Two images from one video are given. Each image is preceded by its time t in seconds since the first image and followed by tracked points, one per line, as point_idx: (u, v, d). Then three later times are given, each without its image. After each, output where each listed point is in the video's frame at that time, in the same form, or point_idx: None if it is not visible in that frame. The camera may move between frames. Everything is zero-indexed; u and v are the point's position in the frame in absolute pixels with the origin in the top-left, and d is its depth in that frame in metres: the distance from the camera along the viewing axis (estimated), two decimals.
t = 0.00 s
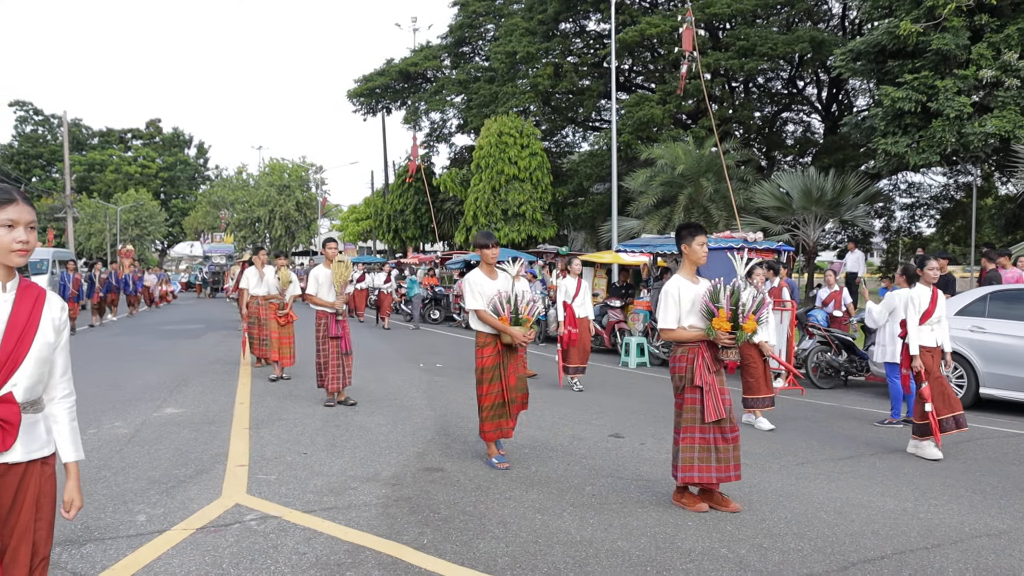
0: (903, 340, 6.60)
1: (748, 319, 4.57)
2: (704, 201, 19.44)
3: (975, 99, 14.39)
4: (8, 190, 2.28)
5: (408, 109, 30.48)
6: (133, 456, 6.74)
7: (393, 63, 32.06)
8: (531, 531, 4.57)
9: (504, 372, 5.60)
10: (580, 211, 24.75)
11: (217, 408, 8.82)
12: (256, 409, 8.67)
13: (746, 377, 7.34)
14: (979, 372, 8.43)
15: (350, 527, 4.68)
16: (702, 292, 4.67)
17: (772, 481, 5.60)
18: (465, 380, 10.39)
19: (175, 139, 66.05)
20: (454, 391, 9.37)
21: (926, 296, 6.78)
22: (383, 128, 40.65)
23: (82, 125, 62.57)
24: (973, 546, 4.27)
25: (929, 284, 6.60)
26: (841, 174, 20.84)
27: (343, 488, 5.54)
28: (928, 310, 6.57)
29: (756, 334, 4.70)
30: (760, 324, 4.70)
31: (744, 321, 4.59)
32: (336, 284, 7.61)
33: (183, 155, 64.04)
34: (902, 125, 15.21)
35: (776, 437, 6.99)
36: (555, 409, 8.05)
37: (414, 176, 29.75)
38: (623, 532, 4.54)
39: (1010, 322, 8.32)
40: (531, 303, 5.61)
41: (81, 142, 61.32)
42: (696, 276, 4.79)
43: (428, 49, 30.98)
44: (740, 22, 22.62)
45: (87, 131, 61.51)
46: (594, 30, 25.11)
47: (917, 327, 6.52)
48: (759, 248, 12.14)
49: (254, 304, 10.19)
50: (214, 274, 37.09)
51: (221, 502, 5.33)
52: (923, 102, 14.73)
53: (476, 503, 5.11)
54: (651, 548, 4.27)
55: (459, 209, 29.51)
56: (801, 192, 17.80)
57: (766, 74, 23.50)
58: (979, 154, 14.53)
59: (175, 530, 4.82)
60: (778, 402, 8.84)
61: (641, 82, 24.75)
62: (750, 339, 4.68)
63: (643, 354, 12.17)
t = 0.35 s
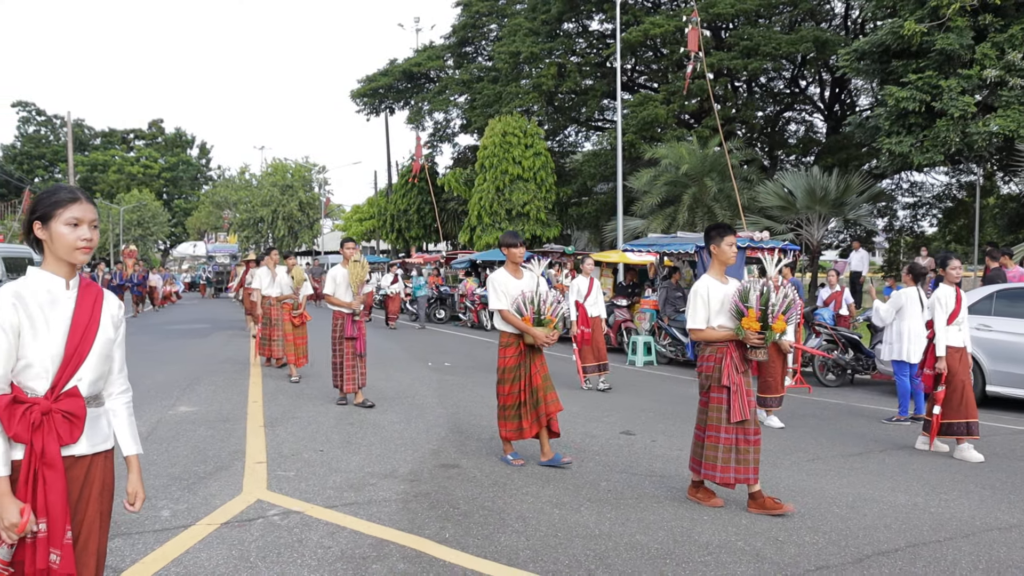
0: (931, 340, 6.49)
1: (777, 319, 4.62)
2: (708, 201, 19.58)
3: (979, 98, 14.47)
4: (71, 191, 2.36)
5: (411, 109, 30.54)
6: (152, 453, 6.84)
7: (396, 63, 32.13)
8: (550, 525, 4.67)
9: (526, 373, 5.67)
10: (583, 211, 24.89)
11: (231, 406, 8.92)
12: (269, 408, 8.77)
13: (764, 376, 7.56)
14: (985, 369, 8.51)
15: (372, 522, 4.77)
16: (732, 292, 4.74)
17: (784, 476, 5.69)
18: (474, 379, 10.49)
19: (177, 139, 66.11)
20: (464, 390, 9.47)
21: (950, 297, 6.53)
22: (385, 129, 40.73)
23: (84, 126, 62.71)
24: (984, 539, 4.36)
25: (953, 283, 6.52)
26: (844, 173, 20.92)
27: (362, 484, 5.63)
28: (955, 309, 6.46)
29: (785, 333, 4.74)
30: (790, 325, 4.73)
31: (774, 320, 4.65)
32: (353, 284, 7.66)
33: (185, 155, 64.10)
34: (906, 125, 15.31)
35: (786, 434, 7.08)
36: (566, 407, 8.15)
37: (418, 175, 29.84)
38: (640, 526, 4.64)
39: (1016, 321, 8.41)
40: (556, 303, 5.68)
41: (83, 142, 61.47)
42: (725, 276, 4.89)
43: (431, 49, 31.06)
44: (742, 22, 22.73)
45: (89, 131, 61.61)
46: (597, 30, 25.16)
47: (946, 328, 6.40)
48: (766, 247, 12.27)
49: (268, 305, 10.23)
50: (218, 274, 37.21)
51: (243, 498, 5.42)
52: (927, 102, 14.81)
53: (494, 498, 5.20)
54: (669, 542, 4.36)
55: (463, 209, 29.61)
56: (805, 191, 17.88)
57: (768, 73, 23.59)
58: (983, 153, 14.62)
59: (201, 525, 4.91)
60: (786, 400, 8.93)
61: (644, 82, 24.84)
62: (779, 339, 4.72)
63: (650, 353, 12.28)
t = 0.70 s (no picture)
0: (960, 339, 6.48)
1: (814, 314, 4.69)
2: (715, 201, 19.76)
3: (986, 98, 14.54)
4: (134, 191, 2.49)
5: (417, 109, 30.63)
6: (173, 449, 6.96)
7: (402, 63, 32.23)
8: (569, 519, 4.77)
9: (560, 372, 5.72)
10: (590, 211, 25.02)
11: (247, 404, 9.04)
12: (284, 405, 8.88)
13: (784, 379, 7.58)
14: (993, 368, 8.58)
15: (394, 516, 4.87)
16: (767, 289, 4.85)
17: (797, 472, 5.78)
18: (486, 377, 10.61)
19: (183, 139, 66.28)
20: (477, 388, 9.58)
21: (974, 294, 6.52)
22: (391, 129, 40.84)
23: (90, 126, 62.99)
24: (996, 533, 4.45)
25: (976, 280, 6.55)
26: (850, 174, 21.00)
27: (382, 479, 5.74)
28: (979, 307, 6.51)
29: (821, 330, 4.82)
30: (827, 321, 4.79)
31: (810, 316, 4.72)
32: (374, 282, 7.80)
33: (191, 155, 64.25)
34: (913, 125, 15.39)
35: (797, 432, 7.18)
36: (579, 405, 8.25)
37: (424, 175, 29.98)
38: (658, 520, 4.73)
39: None
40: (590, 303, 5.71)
41: (89, 142, 61.67)
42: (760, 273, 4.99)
43: (437, 49, 31.15)
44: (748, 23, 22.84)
45: (95, 131, 61.83)
46: (602, 30, 25.24)
47: (974, 325, 6.42)
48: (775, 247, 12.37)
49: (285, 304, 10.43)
50: (225, 273, 37.36)
51: (266, 493, 5.52)
52: (935, 102, 14.89)
53: (513, 493, 5.31)
54: (687, 535, 4.45)
55: (469, 209, 29.72)
56: (812, 191, 17.96)
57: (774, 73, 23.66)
58: (990, 153, 14.69)
59: (227, 518, 5.02)
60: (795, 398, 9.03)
61: (650, 82, 24.92)
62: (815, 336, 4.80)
63: (660, 352, 12.40)
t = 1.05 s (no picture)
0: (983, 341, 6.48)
1: (849, 316, 4.74)
2: (723, 200, 19.82)
3: (995, 98, 14.57)
4: (189, 198, 2.61)
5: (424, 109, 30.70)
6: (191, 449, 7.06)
7: (409, 63, 32.31)
8: (589, 517, 4.84)
9: (590, 373, 5.79)
10: (597, 211, 25.09)
11: (262, 404, 9.13)
12: (300, 405, 8.97)
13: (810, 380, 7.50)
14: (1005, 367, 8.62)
15: (417, 514, 4.95)
16: (801, 291, 4.87)
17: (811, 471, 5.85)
18: (497, 377, 10.68)
19: (189, 139, 66.49)
20: (489, 388, 9.65)
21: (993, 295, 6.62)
22: (397, 130, 40.94)
23: (97, 126, 63.27)
24: (1012, 532, 4.50)
25: (998, 282, 6.61)
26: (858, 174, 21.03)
27: (402, 478, 5.82)
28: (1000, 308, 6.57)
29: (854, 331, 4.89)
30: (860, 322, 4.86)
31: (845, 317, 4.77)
32: (395, 284, 7.85)
33: (198, 155, 64.50)
34: (921, 125, 15.43)
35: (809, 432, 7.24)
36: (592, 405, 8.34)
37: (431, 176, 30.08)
38: (677, 518, 4.80)
39: None
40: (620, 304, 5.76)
41: (96, 143, 61.93)
42: (790, 274, 5.02)
43: (444, 50, 31.22)
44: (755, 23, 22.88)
45: (102, 131, 62.09)
46: (609, 31, 25.28)
47: (998, 325, 6.44)
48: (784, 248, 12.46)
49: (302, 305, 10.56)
50: (232, 274, 37.53)
51: (288, 491, 5.61)
52: (943, 102, 14.92)
53: (532, 491, 5.38)
54: (706, 532, 4.53)
55: (476, 209, 29.80)
56: (819, 192, 18.01)
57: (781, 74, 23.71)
58: (999, 153, 14.72)
59: (252, 516, 5.10)
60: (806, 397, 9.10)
61: (656, 82, 24.98)
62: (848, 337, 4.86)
63: (669, 352, 12.47)
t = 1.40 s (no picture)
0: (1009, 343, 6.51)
1: (876, 320, 4.80)
2: (729, 201, 19.95)
3: (1002, 99, 14.62)
4: (247, 205, 2.67)
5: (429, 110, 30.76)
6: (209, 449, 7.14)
7: (414, 64, 32.38)
8: (609, 516, 4.89)
9: (618, 376, 5.83)
10: (603, 212, 25.17)
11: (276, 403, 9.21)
12: (313, 405, 9.05)
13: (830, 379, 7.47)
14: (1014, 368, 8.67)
15: (438, 514, 5.01)
16: (828, 295, 4.96)
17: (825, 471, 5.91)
18: (506, 377, 10.75)
19: (193, 139, 66.66)
20: (501, 388, 9.72)
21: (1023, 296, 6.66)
22: (402, 130, 40.98)
23: (101, 126, 63.47)
24: None
25: None
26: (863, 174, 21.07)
27: (420, 477, 5.88)
28: None
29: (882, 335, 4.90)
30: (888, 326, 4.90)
31: (872, 321, 4.81)
32: (414, 286, 7.93)
33: (201, 155, 64.68)
34: (928, 125, 15.48)
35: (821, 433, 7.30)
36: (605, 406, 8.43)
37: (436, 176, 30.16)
38: (696, 517, 4.86)
39: None
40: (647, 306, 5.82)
41: (101, 143, 62.09)
42: (818, 276, 5.08)
43: (448, 50, 31.23)
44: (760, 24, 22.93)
45: (106, 131, 62.28)
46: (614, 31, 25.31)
47: None
48: (793, 248, 12.55)
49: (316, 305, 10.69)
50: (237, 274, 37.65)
51: (308, 491, 5.67)
52: (950, 103, 14.97)
53: (551, 491, 5.44)
54: (726, 532, 4.58)
55: (481, 209, 29.90)
56: (826, 192, 18.09)
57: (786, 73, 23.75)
58: (1006, 154, 14.77)
59: (274, 516, 5.15)
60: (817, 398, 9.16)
61: (662, 82, 25.03)
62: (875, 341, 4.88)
63: (678, 352, 12.54)
